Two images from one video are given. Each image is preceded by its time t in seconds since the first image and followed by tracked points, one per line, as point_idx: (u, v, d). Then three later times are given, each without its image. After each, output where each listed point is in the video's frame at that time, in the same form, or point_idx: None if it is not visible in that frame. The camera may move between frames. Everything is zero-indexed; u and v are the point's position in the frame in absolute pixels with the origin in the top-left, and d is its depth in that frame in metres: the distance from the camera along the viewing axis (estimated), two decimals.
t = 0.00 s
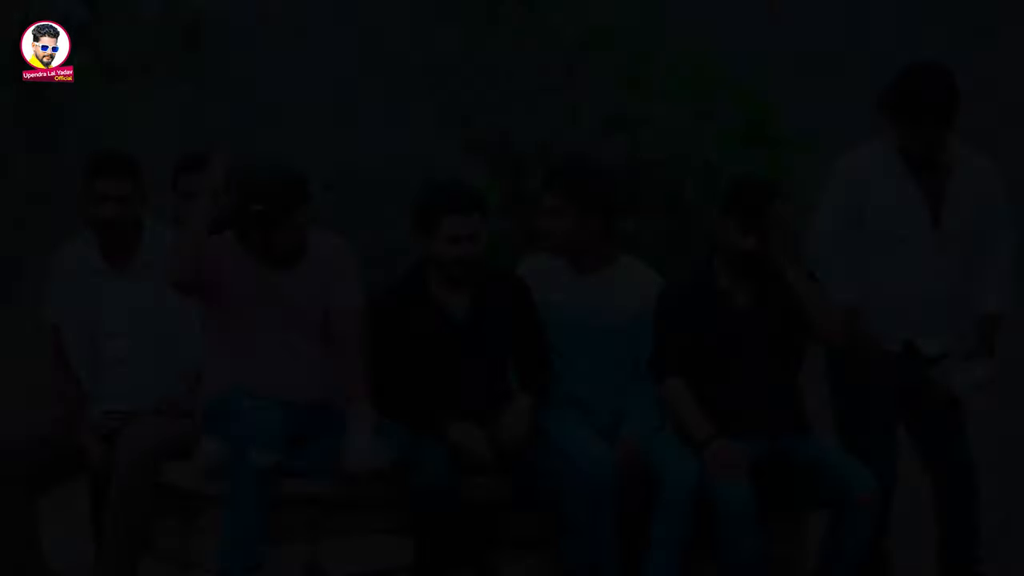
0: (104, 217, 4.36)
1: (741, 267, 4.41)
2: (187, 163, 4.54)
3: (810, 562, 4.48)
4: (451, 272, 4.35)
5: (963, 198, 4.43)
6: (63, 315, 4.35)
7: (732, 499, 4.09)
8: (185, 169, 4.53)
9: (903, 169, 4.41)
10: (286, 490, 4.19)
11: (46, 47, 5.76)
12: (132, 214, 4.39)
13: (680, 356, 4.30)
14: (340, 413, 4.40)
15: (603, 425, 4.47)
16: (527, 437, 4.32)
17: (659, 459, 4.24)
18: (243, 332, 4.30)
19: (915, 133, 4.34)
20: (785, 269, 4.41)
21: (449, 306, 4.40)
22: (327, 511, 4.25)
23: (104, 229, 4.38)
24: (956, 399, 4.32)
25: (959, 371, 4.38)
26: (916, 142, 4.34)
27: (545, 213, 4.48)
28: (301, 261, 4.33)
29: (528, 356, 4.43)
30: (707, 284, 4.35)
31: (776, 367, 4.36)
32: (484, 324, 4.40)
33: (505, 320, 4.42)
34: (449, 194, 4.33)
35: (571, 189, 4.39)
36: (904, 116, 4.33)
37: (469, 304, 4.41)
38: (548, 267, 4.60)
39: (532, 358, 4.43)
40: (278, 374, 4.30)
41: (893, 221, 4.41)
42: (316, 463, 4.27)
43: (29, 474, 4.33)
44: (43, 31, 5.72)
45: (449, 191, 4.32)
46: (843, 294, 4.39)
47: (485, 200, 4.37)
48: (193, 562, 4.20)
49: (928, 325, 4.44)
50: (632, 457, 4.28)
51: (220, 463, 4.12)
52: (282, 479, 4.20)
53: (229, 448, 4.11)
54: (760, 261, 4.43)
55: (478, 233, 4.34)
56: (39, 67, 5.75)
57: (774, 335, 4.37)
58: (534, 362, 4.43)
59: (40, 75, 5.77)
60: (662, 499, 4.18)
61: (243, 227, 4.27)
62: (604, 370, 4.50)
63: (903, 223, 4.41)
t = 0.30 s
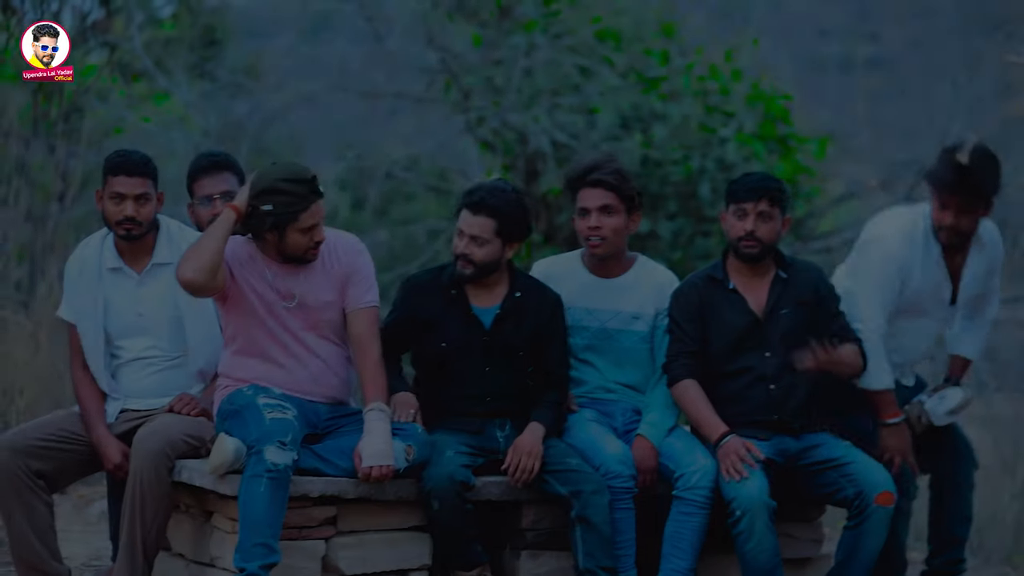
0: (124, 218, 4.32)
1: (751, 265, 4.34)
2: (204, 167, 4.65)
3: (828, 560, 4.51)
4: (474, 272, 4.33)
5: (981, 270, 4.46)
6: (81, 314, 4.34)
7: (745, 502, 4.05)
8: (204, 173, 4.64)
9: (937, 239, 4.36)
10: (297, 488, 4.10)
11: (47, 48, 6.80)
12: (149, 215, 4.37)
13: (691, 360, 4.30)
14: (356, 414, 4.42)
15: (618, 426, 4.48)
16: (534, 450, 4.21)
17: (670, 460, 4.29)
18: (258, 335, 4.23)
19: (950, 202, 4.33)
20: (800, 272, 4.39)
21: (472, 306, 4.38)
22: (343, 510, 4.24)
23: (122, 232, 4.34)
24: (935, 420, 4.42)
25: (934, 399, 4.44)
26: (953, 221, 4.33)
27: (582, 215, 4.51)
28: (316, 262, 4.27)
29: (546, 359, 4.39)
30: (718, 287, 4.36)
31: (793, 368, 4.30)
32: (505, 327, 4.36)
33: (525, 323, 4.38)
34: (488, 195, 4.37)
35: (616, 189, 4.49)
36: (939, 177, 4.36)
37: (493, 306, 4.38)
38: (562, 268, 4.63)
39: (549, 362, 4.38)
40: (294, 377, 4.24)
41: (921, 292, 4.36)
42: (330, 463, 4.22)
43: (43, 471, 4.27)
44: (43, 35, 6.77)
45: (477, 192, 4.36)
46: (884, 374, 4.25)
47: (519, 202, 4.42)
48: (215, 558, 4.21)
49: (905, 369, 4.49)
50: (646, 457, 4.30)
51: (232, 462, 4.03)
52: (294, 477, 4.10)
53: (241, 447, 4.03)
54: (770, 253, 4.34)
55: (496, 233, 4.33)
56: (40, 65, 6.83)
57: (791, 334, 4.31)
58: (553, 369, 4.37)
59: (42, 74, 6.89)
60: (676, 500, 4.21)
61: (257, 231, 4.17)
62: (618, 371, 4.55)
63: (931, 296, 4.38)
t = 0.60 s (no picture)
0: (157, 209, 4.36)
1: (775, 257, 4.35)
2: (231, 162, 4.67)
3: (848, 553, 4.51)
4: (503, 263, 4.34)
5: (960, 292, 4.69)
6: (102, 306, 4.34)
7: (766, 495, 4.01)
8: (227, 168, 4.67)
9: (927, 265, 4.59)
10: (318, 479, 4.06)
11: (47, 48, 5.95)
12: (179, 205, 4.43)
13: (713, 355, 4.30)
14: (378, 406, 4.41)
15: (639, 418, 4.49)
16: (556, 444, 4.18)
17: (692, 452, 4.28)
18: (280, 326, 4.24)
19: (943, 228, 4.55)
20: (825, 267, 4.39)
21: (502, 297, 4.41)
22: (364, 501, 4.22)
23: (154, 223, 4.37)
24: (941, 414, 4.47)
25: (935, 394, 4.47)
26: (947, 248, 4.55)
27: (612, 213, 4.48)
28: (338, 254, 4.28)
29: (568, 351, 4.43)
30: (742, 280, 4.37)
31: (815, 363, 4.29)
32: (531, 318, 4.40)
33: (551, 315, 4.42)
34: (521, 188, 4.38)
35: (647, 188, 4.47)
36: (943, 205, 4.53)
37: (522, 299, 4.42)
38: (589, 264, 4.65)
39: (572, 356, 4.42)
40: (316, 368, 4.24)
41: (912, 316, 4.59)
42: (351, 455, 4.18)
43: (64, 463, 4.25)
44: (44, 34, 5.91)
45: (508, 184, 4.39)
46: (901, 391, 4.39)
47: (551, 200, 4.42)
48: (235, 550, 4.20)
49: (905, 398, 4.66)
50: (667, 450, 4.30)
51: (252, 454, 3.98)
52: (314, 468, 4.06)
53: (262, 439, 4.00)
54: (794, 243, 4.34)
55: (524, 228, 4.34)
56: (39, 67, 5.95)
57: (815, 329, 4.31)
58: (579, 362, 4.40)
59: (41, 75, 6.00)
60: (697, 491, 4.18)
61: (274, 219, 4.17)
62: (642, 366, 4.57)
63: (919, 321, 4.62)
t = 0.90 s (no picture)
0: (175, 208, 4.37)
1: (784, 255, 4.36)
2: (244, 160, 4.68)
3: (856, 551, 4.52)
4: (503, 260, 4.34)
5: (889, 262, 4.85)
6: (111, 304, 4.34)
7: (774, 494, 4.02)
8: (241, 165, 4.67)
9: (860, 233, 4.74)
10: (325, 478, 4.05)
11: (48, 48, 5.90)
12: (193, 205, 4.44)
13: (723, 351, 4.29)
14: (385, 405, 4.41)
15: (646, 417, 4.49)
16: (561, 441, 4.17)
17: (700, 451, 4.28)
18: (289, 326, 4.22)
19: (863, 191, 4.73)
20: (836, 267, 4.41)
21: (504, 295, 4.40)
22: (371, 500, 4.21)
23: (172, 222, 4.38)
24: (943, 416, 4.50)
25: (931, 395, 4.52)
26: (871, 210, 4.74)
27: (617, 229, 4.41)
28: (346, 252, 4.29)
29: (573, 351, 4.43)
30: (754, 279, 4.38)
31: (823, 363, 4.30)
32: (538, 315, 4.39)
33: (555, 311, 4.42)
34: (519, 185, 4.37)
35: (651, 207, 4.36)
36: (865, 169, 4.71)
37: (525, 297, 4.41)
38: (596, 268, 4.62)
39: (576, 353, 4.42)
40: (326, 367, 4.24)
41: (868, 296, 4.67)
42: (358, 454, 4.18)
43: (72, 461, 4.25)
44: (44, 34, 5.87)
45: (508, 180, 4.38)
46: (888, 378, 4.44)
47: (551, 195, 4.41)
48: (243, 548, 4.20)
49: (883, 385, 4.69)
50: (674, 449, 4.30)
51: (260, 453, 3.98)
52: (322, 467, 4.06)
53: (270, 437, 4.00)
54: (805, 241, 4.35)
55: (524, 223, 4.33)
56: (40, 67, 5.85)
57: (825, 331, 4.32)
58: (583, 360, 4.39)
59: (42, 75, 5.84)
60: (704, 491, 4.18)
61: (287, 217, 4.16)
62: (648, 368, 4.57)
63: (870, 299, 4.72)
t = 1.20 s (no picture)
0: (175, 203, 4.35)
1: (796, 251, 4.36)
2: (256, 154, 4.71)
3: (866, 547, 4.53)
4: (504, 255, 4.31)
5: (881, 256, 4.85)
6: (122, 299, 4.34)
7: (785, 490, 4.02)
8: (254, 159, 4.70)
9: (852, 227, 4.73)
10: (335, 474, 4.05)
11: (47, 48, 5.82)
12: (198, 201, 4.42)
13: (740, 346, 4.28)
14: (395, 401, 4.41)
15: (656, 413, 4.49)
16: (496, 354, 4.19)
17: (711, 448, 4.28)
18: (300, 324, 4.22)
19: (855, 183, 4.72)
20: (847, 264, 4.41)
21: (506, 291, 4.38)
22: (381, 496, 4.20)
23: (171, 217, 4.37)
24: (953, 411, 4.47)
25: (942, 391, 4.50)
26: (864, 201, 4.73)
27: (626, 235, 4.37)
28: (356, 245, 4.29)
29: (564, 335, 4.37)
30: (768, 276, 4.38)
31: (835, 360, 4.30)
32: (537, 311, 4.36)
33: (555, 306, 4.39)
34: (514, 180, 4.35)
35: (658, 217, 4.29)
36: (855, 160, 4.70)
37: (526, 291, 4.40)
38: (609, 268, 4.55)
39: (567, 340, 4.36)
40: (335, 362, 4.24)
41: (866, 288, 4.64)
42: (368, 450, 4.17)
43: (83, 457, 4.25)
44: (44, 33, 5.80)
45: (506, 174, 4.36)
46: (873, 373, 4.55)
47: (550, 190, 4.37)
48: (253, 544, 4.20)
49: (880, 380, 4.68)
50: (685, 446, 4.29)
51: (270, 449, 3.99)
52: (332, 463, 4.06)
53: (280, 433, 4.00)
54: (817, 236, 4.35)
55: (524, 218, 4.29)
56: (39, 67, 5.76)
57: (837, 328, 4.32)
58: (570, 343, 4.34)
59: (41, 74, 5.70)
60: (715, 487, 4.19)
61: (295, 210, 4.17)
62: (657, 366, 4.55)
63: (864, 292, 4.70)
